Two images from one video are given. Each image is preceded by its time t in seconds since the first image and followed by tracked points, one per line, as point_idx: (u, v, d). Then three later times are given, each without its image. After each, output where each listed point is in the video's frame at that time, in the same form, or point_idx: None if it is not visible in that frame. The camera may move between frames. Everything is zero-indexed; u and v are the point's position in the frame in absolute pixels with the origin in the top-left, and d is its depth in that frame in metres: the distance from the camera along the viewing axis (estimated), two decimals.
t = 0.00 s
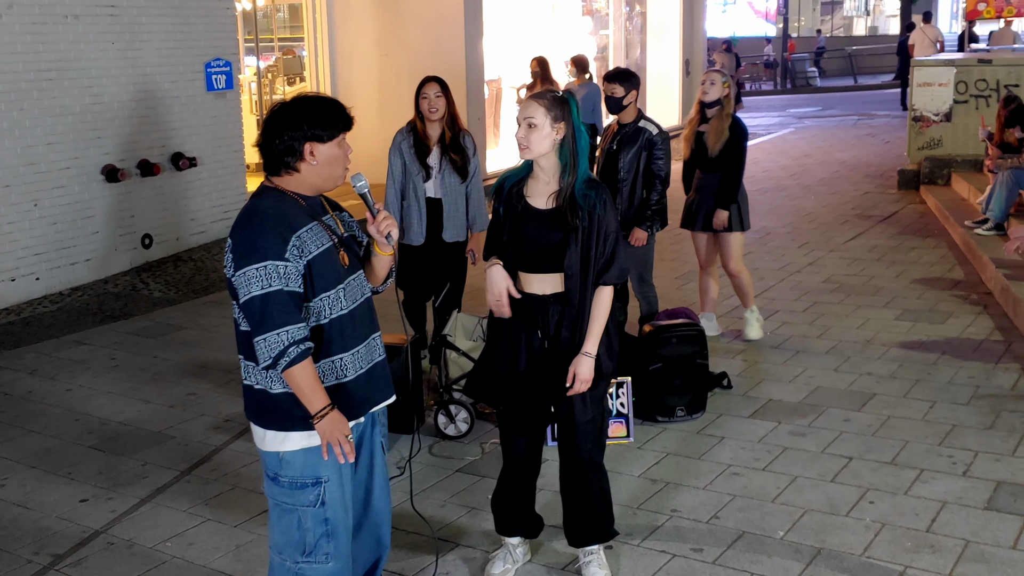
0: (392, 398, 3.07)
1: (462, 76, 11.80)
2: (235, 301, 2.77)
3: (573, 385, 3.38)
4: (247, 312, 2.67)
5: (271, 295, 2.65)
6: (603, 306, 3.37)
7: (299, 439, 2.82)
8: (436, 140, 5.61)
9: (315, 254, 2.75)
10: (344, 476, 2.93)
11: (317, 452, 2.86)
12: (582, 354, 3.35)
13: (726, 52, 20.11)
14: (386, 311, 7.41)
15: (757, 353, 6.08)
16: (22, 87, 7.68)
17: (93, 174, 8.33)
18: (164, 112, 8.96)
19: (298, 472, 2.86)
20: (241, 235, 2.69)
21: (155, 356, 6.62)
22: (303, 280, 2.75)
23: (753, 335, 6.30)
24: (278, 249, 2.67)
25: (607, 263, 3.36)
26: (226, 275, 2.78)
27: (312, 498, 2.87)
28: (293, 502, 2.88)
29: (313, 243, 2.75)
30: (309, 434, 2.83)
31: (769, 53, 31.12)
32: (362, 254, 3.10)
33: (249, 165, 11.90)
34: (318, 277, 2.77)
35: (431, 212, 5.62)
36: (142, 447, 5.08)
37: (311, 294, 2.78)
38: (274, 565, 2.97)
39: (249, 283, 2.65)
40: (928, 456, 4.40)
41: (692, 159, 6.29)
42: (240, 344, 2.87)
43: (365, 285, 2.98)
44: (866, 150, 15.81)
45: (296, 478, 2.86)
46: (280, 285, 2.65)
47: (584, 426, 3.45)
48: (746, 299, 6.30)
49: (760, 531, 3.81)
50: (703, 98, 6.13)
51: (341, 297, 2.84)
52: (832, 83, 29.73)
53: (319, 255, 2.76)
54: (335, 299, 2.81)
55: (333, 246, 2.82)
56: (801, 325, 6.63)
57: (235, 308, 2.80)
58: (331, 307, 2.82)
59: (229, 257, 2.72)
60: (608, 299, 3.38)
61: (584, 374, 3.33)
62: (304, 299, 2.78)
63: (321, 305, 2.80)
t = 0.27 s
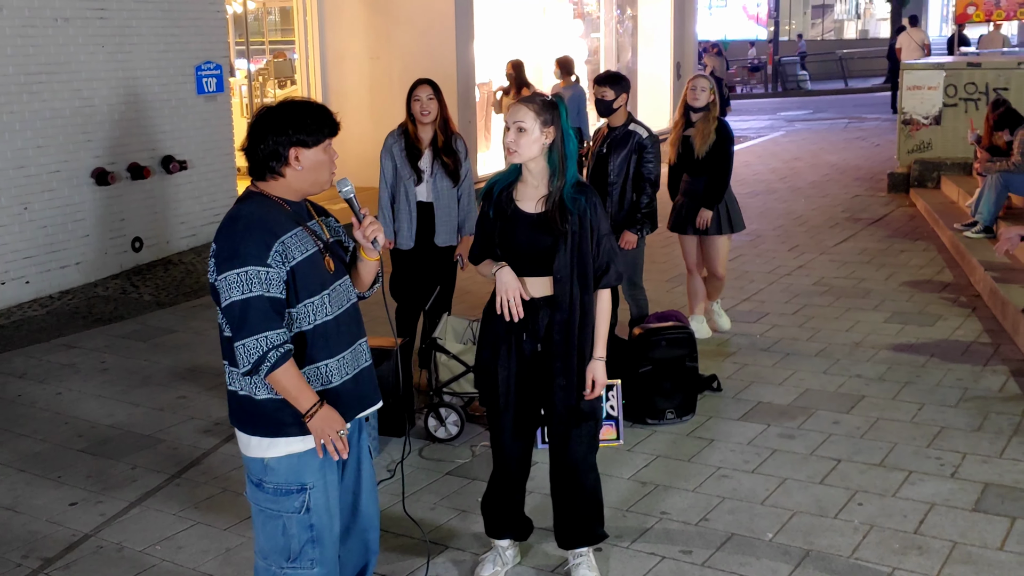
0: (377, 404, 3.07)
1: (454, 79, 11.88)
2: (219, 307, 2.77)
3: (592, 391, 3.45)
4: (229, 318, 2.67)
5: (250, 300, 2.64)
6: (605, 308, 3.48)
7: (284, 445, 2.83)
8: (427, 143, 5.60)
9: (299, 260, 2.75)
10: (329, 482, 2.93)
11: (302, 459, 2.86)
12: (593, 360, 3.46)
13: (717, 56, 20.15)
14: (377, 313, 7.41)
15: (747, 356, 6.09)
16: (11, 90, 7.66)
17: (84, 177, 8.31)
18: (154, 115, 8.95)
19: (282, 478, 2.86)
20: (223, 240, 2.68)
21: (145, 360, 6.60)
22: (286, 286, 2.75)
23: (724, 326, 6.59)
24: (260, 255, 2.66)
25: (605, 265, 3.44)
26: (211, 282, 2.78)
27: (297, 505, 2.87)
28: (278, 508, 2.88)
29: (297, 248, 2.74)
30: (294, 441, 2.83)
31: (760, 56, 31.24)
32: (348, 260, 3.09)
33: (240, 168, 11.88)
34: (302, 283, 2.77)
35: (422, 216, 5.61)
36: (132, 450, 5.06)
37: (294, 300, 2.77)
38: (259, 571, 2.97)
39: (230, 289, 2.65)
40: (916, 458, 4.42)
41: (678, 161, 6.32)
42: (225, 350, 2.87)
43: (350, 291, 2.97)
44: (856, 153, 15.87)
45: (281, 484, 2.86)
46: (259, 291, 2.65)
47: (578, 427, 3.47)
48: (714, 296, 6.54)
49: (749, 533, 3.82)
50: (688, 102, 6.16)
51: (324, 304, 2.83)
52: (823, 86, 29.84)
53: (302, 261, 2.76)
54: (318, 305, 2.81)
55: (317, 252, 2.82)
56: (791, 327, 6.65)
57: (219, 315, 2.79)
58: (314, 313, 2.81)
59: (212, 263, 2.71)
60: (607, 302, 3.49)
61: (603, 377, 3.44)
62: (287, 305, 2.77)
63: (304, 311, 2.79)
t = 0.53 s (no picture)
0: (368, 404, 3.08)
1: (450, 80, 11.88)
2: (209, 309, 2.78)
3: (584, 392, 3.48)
4: (218, 319, 2.68)
5: (235, 302, 2.64)
6: (597, 311, 3.45)
7: (273, 446, 2.84)
8: (420, 145, 5.62)
9: (288, 262, 2.76)
10: (318, 483, 2.95)
11: (291, 461, 2.87)
12: (583, 362, 3.47)
13: (713, 58, 20.17)
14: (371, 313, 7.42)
15: (741, 357, 6.11)
16: (8, 91, 7.66)
17: (80, 178, 8.32)
18: (150, 116, 8.95)
19: (271, 479, 2.87)
20: (212, 242, 2.69)
21: (141, 360, 6.60)
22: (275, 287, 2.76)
23: (718, 327, 6.67)
24: (249, 256, 2.67)
25: (597, 267, 3.43)
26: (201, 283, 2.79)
27: (286, 505, 2.89)
28: (267, 508, 2.89)
29: (285, 250, 2.75)
30: (283, 442, 2.84)
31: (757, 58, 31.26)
32: (339, 261, 3.10)
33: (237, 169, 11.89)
34: (290, 284, 2.78)
35: (415, 218, 5.63)
36: (127, 451, 5.07)
37: (283, 301, 2.78)
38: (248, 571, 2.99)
39: (217, 290, 2.66)
40: (908, 459, 4.43)
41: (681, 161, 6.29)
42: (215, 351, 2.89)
43: (341, 292, 2.98)
44: (852, 155, 15.90)
45: (271, 485, 2.87)
46: (246, 293, 2.65)
47: (568, 428, 3.47)
48: (708, 299, 6.68)
49: (740, 533, 3.83)
50: (695, 102, 6.18)
51: (313, 305, 2.84)
52: (820, 88, 29.88)
53: (291, 263, 2.77)
54: (308, 306, 2.82)
55: (307, 253, 2.82)
56: (785, 328, 6.67)
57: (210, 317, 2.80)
58: (303, 314, 2.82)
59: (202, 265, 2.72)
60: (599, 305, 3.46)
61: (591, 381, 3.46)
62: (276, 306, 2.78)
63: (293, 312, 2.80)
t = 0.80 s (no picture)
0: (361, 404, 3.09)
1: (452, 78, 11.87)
2: (204, 309, 2.79)
3: (556, 390, 3.43)
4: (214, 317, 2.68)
5: (227, 298, 2.64)
6: (582, 314, 3.42)
7: (265, 445, 2.84)
8: (417, 145, 5.62)
9: (279, 262, 2.76)
10: (310, 482, 2.95)
11: (283, 460, 2.88)
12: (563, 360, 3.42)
13: (718, 58, 20.16)
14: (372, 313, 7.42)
15: (741, 357, 6.10)
16: (10, 91, 7.68)
17: (82, 178, 8.34)
18: (152, 116, 8.96)
19: (264, 478, 2.89)
20: (204, 240, 2.70)
21: (142, 359, 6.62)
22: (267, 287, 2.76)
23: (718, 326, 6.64)
24: (240, 255, 2.67)
25: (588, 267, 3.41)
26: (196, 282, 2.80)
27: (278, 504, 2.89)
28: (259, 507, 2.90)
29: (277, 250, 2.76)
30: (275, 441, 2.85)
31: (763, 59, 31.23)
32: (333, 261, 3.11)
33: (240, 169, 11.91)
34: (282, 283, 2.78)
35: (413, 218, 5.64)
36: (126, 449, 5.08)
37: (276, 301, 2.79)
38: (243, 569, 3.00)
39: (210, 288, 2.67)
40: (905, 459, 4.43)
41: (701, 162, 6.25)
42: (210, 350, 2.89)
43: (333, 292, 2.99)
44: (855, 156, 15.88)
45: (263, 484, 2.89)
46: (239, 288, 2.65)
47: (563, 427, 3.48)
48: (708, 298, 6.66)
49: (735, 533, 3.83)
50: (711, 103, 6.16)
51: (305, 305, 2.84)
52: (825, 89, 29.83)
53: (283, 262, 2.77)
54: (299, 305, 2.83)
55: (299, 254, 2.82)
56: (785, 329, 6.67)
57: (205, 316, 2.81)
58: (296, 314, 2.82)
59: (196, 265, 2.73)
60: (586, 305, 3.43)
61: (569, 379, 3.40)
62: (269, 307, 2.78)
63: (285, 312, 2.81)
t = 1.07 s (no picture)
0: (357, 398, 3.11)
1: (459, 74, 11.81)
2: (207, 300, 2.81)
3: (564, 388, 3.41)
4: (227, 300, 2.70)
5: (239, 271, 2.67)
6: (587, 310, 3.41)
7: (262, 440, 2.86)
8: (419, 143, 5.64)
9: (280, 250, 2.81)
10: (308, 479, 2.97)
11: (280, 456, 2.90)
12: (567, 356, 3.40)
13: (727, 56, 20.10)
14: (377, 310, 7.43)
15: (745, 355, 6.09)
16: (18, 89, 7.71)
17: (90, 175, 8.37)
18: (159, 114, 8.99)
19: (261, 474, 2.91)
20: (205, 229, 2.73)
21: (147, 356, 6.65)
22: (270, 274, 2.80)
23: (723, 324, 6.62)
24: (244, 240, 2.71)
25: (588, 265, 3.41)
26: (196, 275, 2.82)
27: (275, 500, 2.91)
28: (256, 504, 2.92)
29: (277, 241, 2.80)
30: (271, 434, 2.86)
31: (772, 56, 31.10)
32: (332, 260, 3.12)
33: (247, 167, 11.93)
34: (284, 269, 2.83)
35: (417, 216, 5.64)
36: (131, 445, 5.11)
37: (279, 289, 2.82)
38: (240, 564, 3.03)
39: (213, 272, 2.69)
40: (907, 457, 4.42)
41: (714, 161, 6.26)
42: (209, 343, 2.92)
43: (331, 290, 3.01)
44: (864, 153, 15.82)
45: (260, 480, 2.91)
46: (253, 260, 2.69)
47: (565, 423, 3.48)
48: (713, 296, 6.65)
49: (736, 531, 3.83)
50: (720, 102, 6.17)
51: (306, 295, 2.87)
52: (834, 87, 29.71)
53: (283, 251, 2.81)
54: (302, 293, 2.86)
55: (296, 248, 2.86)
56: (789, 327, 6.65)
57: (206, 308, 2.83)
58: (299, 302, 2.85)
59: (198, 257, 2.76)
60: (589, 302, 3.43)
61: (574, 376, 3.38)
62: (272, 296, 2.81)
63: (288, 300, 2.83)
